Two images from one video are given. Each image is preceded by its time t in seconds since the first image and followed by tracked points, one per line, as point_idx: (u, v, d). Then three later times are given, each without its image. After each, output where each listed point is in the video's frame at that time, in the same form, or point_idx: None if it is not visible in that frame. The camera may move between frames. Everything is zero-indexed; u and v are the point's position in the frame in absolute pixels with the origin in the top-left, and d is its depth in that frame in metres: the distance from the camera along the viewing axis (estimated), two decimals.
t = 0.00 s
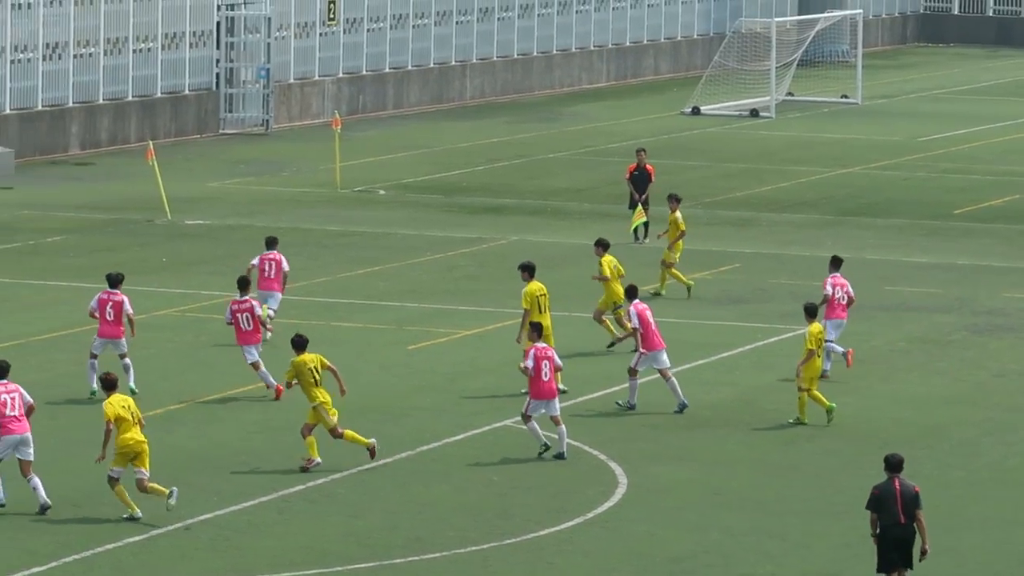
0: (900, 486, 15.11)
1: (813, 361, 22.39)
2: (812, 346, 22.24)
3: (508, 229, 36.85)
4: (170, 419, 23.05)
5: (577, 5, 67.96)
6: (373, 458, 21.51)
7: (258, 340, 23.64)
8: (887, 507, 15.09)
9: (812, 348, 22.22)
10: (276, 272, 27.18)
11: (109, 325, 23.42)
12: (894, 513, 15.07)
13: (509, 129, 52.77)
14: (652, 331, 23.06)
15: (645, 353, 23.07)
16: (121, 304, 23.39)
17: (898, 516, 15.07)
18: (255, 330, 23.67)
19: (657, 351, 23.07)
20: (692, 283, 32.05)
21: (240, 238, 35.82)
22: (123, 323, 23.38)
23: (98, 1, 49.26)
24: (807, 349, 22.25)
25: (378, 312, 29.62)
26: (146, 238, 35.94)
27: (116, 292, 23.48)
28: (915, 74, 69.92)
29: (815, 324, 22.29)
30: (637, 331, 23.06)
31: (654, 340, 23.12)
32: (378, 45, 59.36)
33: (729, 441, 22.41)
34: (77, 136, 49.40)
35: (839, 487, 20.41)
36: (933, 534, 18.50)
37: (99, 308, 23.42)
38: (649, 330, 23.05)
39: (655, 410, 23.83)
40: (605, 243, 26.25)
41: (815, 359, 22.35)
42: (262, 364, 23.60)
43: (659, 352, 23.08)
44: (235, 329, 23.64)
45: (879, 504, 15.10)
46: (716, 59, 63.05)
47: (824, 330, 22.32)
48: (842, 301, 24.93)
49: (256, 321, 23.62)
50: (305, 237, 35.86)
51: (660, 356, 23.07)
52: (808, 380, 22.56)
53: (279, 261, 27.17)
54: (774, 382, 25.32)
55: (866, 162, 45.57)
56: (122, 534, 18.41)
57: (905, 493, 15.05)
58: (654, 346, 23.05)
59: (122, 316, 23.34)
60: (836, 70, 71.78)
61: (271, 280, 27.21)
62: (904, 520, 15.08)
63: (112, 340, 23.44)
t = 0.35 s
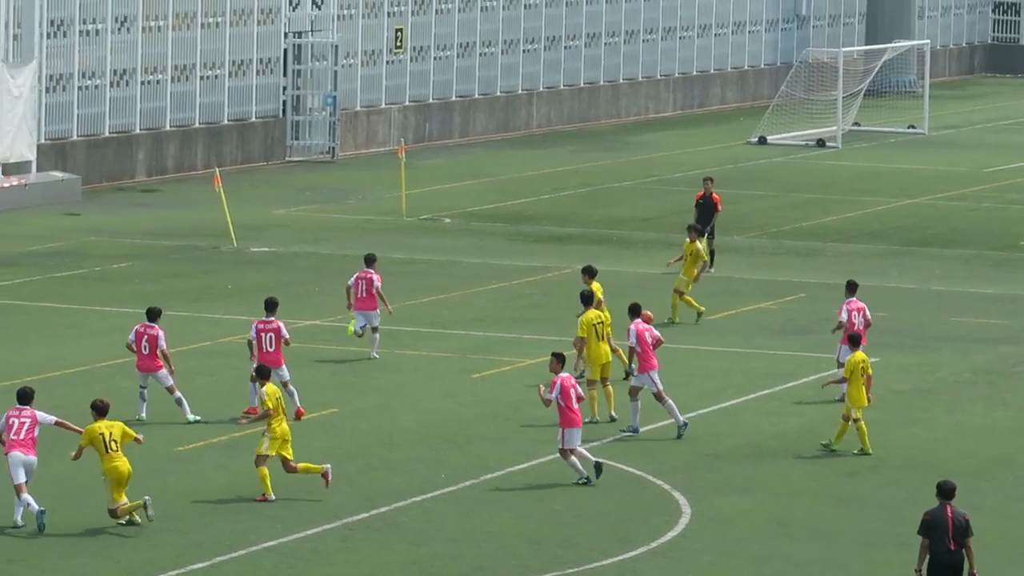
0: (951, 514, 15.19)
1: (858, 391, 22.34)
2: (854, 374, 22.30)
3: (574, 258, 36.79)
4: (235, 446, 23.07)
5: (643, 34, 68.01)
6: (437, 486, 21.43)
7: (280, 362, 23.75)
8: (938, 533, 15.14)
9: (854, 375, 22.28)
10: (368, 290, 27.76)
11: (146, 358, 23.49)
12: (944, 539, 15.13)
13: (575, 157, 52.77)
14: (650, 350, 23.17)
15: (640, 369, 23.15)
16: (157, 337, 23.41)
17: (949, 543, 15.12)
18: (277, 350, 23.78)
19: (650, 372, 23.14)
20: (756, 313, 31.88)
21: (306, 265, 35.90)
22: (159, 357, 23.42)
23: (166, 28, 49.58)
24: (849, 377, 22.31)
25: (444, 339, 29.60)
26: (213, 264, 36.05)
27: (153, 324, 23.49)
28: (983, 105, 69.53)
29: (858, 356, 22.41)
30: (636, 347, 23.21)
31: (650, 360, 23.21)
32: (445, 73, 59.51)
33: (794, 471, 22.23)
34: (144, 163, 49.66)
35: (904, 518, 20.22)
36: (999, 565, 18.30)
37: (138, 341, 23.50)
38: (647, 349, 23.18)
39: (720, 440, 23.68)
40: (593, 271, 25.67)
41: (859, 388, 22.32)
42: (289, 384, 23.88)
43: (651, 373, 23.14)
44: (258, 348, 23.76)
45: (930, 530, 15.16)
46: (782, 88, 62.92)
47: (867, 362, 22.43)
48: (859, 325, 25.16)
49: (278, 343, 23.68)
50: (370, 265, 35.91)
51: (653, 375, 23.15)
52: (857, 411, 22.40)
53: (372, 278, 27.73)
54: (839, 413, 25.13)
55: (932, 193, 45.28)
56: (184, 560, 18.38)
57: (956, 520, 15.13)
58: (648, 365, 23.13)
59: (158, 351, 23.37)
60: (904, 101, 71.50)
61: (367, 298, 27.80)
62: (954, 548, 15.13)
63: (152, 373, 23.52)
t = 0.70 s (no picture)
0: (976, 535, 15.42)
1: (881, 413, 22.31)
2: (877, 394, 22.28)
3: (618, 281, 36.75)
4: (278, 467, 23.07)
5: (688, 58, 68.07)
6: (479, 509, 21.39)
7: (276, 371, 24.21)
8: (965, 555, 15.37)
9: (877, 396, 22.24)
10: (444, 305, 28.11)
11: (148, 371, 23.50)
12: (969, 561, 15.38)
13: (619, 181, 52.74)
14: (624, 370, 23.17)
15: (613, 389, 23.16)
16: (160, 351, 23.42)
17: (974, 564, 15.38)
18: (275, 360, 24.26)
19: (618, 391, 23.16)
20: (801, 336, 31.82)
21: (349, 287, 35.94)
22: (161, 371, 23.45)
23: (212, 50, 49.79)
24: (874, 398, 22.28)
25: (487, 362, 29.58)
26: (256, 286, 36.12)
27: (156, 337, 23.50)
28: None
29: (883, 378, 22.35)
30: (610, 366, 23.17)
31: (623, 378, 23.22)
32: (490, 95, 59.59)
33: (839, 496, 22.12)
34: (189, 185, 49.82)
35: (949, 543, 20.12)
36: None
37: (140, 353, 23.49)
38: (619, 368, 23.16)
39: (765, 464, 23.59)
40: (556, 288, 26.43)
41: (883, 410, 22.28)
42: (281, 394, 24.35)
43: (622, 390, 23.17)
44: (255, 357, 24.24)
45: (958, 551, 15.38)
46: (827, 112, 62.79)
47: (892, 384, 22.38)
48: (864, 342, 25.54)
49: (276, 352, 24.18)
50: (414, 287, 35.94)
51: (624, 396, 23.17)
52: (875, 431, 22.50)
53: (445, 294, 28.07)
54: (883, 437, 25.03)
55: (978, 217, 45.12)
56: None
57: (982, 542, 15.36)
58: (618, 385, 23.14)
59: (160, 364, 23.40)
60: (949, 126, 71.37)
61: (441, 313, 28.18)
62: (978, 568, 15.39)
63: (151, 386, 23.53)
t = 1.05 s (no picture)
0: (998, 537, 15.21)
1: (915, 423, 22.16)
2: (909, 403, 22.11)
3: (667, 290, 36.75)
4: (327, 474, 23.14)
5: (740, 67, 68.01)
6: (527, 516, 21.41)
7: (281, 377, 24.32)
8: (986, 559, 15.16)
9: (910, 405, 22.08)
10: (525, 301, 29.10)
11: (153, 368, 23.68)
12: (991, 564, 15.16)
13: (669, 190, 52.72)
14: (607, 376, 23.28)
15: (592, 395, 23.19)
16: (166, 349, 23.59)
17: (996, 566, 15.17)
18: (281, 367, 24.40)
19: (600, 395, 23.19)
20: (851, 346, 31.75)
21: (398, 294, 36.02)
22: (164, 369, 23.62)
23: (263, 57, 50.00)
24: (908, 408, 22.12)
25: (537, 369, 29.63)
26: (305, 293, 36.23)
27: (165, 337, 23.70)
28: None
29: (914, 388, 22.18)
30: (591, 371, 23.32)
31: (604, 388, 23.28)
32: (540, 104, 59.66)
33: (887, 506, 22.06)
34: (239, 191, 50.02)
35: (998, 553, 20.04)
36: None
37: (147, 351, 23.71)
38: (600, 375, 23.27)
39: (814, 473, 23.56)
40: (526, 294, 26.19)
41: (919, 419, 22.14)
42: (285, 401, 24.45)
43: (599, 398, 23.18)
44: (263, 362, 24.39)
45: (979, 555, 15.16)
46: (879, 122, 62.63)
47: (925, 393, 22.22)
48: (889, 345, 25.52)
49: (282, 359, 24.31)
50: (463, 295, 36.01)
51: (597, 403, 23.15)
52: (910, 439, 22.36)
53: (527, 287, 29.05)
54: (933, 447, 24.95)
55: None
56: None
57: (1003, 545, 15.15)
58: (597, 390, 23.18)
59: (165, 362, 23.56)
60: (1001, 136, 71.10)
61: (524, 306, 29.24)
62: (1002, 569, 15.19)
63: (155, 384, 23.70)
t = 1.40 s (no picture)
0: (1006, 539, 15.34)
1: (937, 423, 22.20)
2: (930, 402, 22.20)
3: (703, 293, 36.72)
4: (361, 475, 23.17)
5: (777, 70, 67.96)
6: (561, 519, 21.40)
7: (285, 380, 24.38)
8: (993, 559, 15.27)
9: (929, 404, 22.14)
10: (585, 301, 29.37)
11: (162, 377, 23.40)
12: (999, 564, 15.28)
13: (706, 192, 52.68)
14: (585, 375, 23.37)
15: (569, 393, 23.37)
16: (174, 357, 23.32)
17: (1003, 566, 15.29)
18: (284, 369, 24.45)
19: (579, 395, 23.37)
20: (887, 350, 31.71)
21: (433, 295, 36.07)
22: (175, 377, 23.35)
23: (301, 57, 50.17)
24: (928, 408, 22.16)
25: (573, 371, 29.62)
26: (341, 294, 36.29)
27: (170, 344, 23.40)
28: None
29: (939, 389, 22.23)
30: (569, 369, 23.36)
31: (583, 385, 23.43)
32: (577, 106, 59.70)
33: (922, 511, 22.00)
34: (275, 191, 50.15)
35: None
36: None
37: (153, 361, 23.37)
38: (580, 373, 23.38)
39: (848, 477, 23.50)
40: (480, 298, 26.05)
41: (940, 419, 22.17)
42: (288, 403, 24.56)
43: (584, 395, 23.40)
44: (265, 366, 24.43)
45: (987, 555, 15.28)
46: (916, 126, 62.50)
47: (950, 395, 22.24)
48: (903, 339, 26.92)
49: (287, 362, 24.36)
50: (498, 297, 36.02)
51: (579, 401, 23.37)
52: (934, 440, 22.38)
53: (587, 290, 29.25)
54: (969, 451, 24.89)
55: None
56: None
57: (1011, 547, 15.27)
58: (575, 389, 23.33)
59: (176, 371, 23.30)
60: None
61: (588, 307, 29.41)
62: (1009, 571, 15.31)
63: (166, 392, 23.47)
